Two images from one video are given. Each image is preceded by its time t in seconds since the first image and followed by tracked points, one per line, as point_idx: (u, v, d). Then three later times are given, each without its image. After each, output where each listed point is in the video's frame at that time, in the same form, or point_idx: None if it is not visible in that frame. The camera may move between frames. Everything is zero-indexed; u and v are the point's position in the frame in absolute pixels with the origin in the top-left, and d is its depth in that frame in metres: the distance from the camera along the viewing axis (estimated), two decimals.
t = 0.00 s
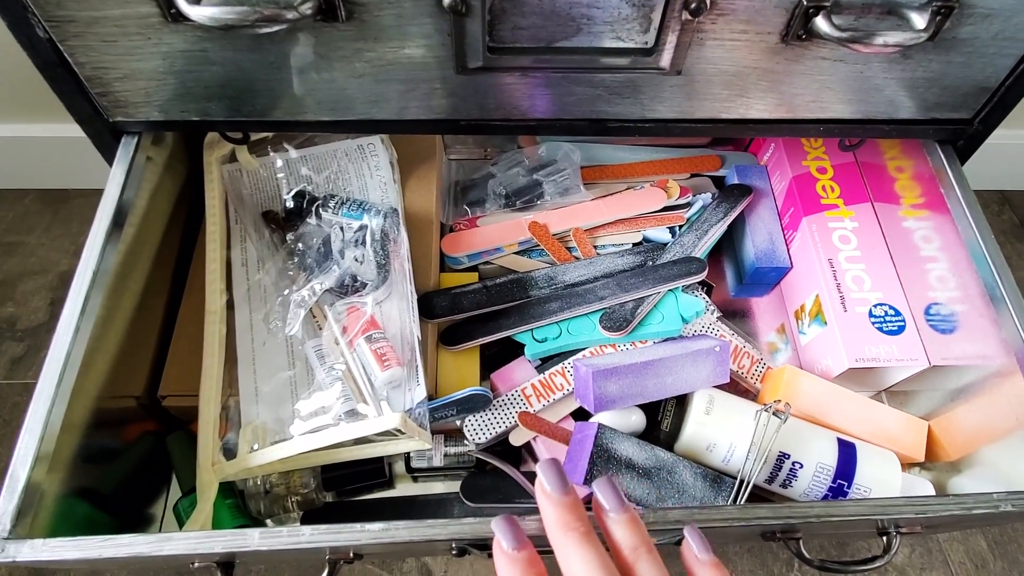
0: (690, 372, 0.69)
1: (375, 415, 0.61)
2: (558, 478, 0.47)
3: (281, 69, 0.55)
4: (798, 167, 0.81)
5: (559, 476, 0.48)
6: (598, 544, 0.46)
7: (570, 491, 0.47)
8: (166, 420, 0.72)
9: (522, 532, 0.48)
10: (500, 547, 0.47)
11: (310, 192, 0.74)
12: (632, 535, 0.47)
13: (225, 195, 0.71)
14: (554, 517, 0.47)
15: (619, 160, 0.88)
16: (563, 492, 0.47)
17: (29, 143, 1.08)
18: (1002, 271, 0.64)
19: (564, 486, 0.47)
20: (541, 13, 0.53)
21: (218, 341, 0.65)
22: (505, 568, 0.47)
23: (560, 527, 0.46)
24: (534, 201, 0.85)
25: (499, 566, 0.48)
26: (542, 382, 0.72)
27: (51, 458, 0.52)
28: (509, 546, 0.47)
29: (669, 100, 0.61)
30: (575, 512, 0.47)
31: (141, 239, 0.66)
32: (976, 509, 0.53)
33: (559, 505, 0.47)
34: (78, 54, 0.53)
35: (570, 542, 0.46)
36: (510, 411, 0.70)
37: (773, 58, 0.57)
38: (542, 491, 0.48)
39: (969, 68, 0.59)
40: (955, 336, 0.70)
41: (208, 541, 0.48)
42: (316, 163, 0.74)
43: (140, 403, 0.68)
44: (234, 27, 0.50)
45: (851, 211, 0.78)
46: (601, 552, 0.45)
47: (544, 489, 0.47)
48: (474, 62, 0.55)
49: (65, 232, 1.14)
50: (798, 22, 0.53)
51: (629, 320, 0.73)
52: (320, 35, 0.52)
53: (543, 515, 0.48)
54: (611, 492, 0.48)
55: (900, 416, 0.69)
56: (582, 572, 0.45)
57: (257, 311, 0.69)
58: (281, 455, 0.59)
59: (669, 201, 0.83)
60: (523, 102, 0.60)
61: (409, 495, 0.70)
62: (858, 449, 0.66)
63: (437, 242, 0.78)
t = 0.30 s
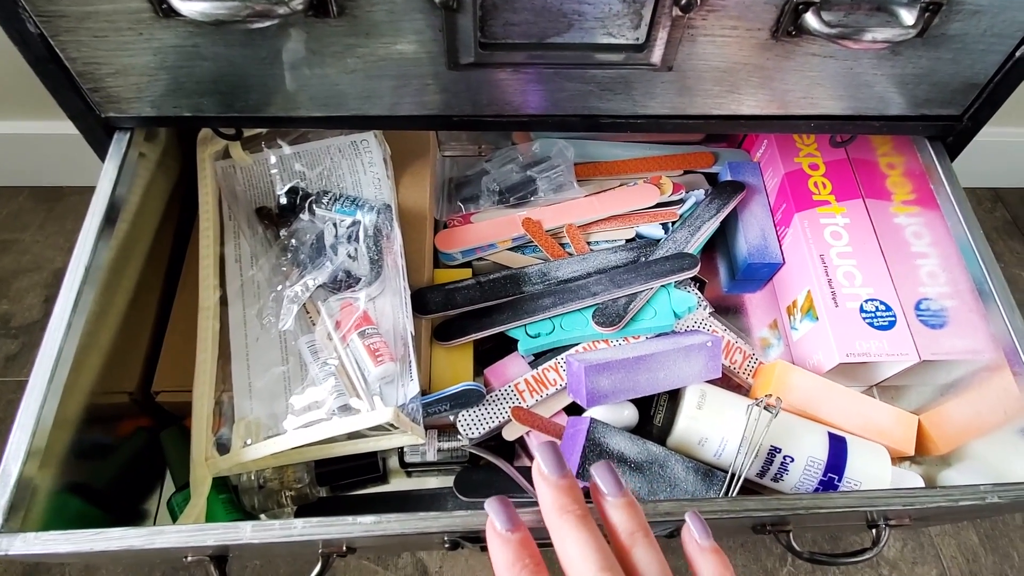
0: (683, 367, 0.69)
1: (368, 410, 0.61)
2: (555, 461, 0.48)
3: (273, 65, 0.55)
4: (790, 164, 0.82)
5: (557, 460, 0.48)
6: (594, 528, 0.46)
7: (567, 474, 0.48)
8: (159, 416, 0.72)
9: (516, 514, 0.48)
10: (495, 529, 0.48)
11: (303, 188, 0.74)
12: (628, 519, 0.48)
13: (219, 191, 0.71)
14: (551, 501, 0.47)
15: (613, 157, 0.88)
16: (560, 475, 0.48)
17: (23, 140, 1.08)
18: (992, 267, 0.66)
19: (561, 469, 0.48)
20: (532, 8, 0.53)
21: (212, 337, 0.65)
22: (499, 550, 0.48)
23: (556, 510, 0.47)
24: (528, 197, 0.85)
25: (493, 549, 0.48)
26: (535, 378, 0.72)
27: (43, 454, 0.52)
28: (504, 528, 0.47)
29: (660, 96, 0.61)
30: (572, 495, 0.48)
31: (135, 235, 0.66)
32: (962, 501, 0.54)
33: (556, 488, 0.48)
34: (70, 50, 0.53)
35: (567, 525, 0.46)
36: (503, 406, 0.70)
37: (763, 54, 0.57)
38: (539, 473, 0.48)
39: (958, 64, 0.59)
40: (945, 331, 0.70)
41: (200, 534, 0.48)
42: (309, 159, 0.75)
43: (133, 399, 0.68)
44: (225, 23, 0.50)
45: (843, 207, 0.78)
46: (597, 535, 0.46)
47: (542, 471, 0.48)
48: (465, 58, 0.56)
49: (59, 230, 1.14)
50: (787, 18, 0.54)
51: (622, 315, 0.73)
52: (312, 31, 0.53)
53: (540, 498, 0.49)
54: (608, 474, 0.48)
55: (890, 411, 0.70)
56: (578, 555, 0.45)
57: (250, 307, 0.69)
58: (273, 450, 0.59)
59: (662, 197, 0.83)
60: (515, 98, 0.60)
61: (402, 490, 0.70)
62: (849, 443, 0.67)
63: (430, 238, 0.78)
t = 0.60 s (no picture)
0: (678, 363, 0.70)
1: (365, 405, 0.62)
2: (560, 449, 0.49)
3: (270, 63, 0.55)
4: (784, 162, 0.82)
5: (562, 449, 0.49)
6: (597, 517, 0.47)
7: (572, 463, 0.49)
8: (156, 412, 0.72)
9: (519, 502, 0.49)
10: (497, 515, 0.48)
11: (300, 185, 0.74)
12: (631, 510, 0.48)
13: (216, 189, 0.72)
14: (555, 489, 0.48)
15: (609, 155, 0.89)
16: (565, 464, 0.48)
17: (21, 139, 1.08)
18: (983, 264, 0.66)
19: (565, 457, 0.49)
20: (528, 7, 0.54)
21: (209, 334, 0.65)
22: (501, 536, 0.48)
23: (559, 498, 0.47)
24: (524, 195, 0.85)
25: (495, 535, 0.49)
26: (531, 374, 0.72)
27: (42, 449, 0.52)
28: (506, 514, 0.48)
29: (655, 94, 0.61)
30: (576, 484, 0.48)
31: (133, 231, 0.67)
32: (952, 493, 0.54)
33: (560, 476, 0.48)
34: (68, 47, 0.53)
35: (570, 513, 0.47)
36: (499, 402, 0.71)
37: (756, 52, 0.57)
38: (544, 461, 0.49)
39: (949, 62, 0.60)
40: (938, 327, 0.70)
41: (198, 528, 0.49)
42: (306, 157, 0.75)
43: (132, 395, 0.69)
44: (222, 21, 0.51)
45: (836, 205, 0.79)
46: (599, 525, 0.46)
47: (547, 460, 0.49)
48: (461, 56, 0.56)
49: (56, 229, 1.14)
50: (780, 17, 0.54)
51: (617, 312, 0.74)
52: (309, 29, 0.53)
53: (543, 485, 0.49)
54: (612, 465, 0.49)
55: (883, 406, 0.70)
56: (580, 543, 0.46)
57: (248, 303, 0.69)
58: (271, 445, 0.59)
59: (658, 195, 0.83)
60: (511, 96, 0.60)
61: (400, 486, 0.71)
62: (842, 438, 0.67)
63: (427, 235, 0.79)
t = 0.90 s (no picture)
0: (671, 363, 0.71)
1: (363, 404, 0.63)
2: (541, 435, 0.46)
3: (269, 68, 0.56)
4: (776, 164, 0.83)
5: (544, 433, 0.46)
6: (586, 504, 0.44)
7: (554, 448, 0.46)
8: (156, 412, 0.73)
9: (508, 488, 0.46)
10: (485, 503, 0.45)
11: (298, 188, 0.75)
12: (622, 494, 0.46)
13: (215, 191, 0.73)
14: (539, 477, 0.45)
15: (604, 157, 0.90)
16: (547, 450, 0.45)
17: (20, 142, 1.09)
18: (970, 266, 0.67)
19: (547, 443, 0.46)
20: (523, 13, 0.56)
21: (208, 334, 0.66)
22: (491, 526, 0.44)
23: (544, 487, 0.44)
24: (520, 197, 0.86)
25: (482, 527, 0.45)
26: (527, 374, 0.73)
27: (44, 449, 0.53)
28: (496, 502, 0.44)
29: (647, 98, 0.62)
30: (560, 470, 0.45)
31: (133, 233, 0.68)
32: (938, 489, 0.55)
33: (544, 463, 0.45)
34: (69, 53, 0.54)
35: (558, 502, 0.44)
36: (495, 401, 0.72)
37: (747, 57, 0.58)
38: (525, 447, 0.46)
39: (936, 67, 0.61)
40: (927, 326, 0.71)
41: (198, 525, 0.50)
42: (304, 159, 0.76)
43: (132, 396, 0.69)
44: (222, 27, 0.52)
45: (828, 206, 0.80)
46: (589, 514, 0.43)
47: (528, 447, 0.45)
48: (456, 61, 0.57)
49: (55, 230, 1.15)
50: (769, 23, 0.55)
51: (612, 312, 0.75)
52: (307, 35, 0.54)
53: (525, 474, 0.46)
54: (600, 447, 0.48)
55: (873, 404, 0.71)
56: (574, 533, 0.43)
57: (247, 305, 0.70)
58: (268, 445, 0.61)
59: (652, 197, 0.85)
60: (506, 100, 0.61)
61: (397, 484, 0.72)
62: (832, 436, 0.69)
63: (424, 237, 0.80)
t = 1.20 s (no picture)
0: (669, 362, 0.70)
1: (359, 405, 0.62)
2: (514, 450, 0.42)
3: (264, 65, 0.56)
4: (775, 162, 0.83)
5: (513, 446, 0.42)
6: (574, 527, 0.40)
7: (531, 465, 0.42)
8: (151, 413, 0.72)
9: (488, 512, 0.42)
10: (462, 533, 0.42)
11: (294, 187, 0.75)
12: (611, 504, 0.43)
13: (210, 190, 0.73)
14: (519, 500, 0.41)
15: (602, 156, 0.89)
16: (524, 467, 0.42)
17: (14, 142, 1.09)
18: (971, 264, 0.67)
19: (522, 460, 0.42)
20: (518, 9, 0.54)
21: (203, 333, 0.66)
22: (472, 559, 0.41)
23: (524, 511, 0.41)
24: (517, 196, 0.86)
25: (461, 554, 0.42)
26: (525, 373, 0.73)
27: (36, 450, 0.52)
28: (477, 532, 0.41)
29: (646, 95, 0.62)
30: (542, 489, 0.41)
31: (127, 233, 0.67)
32: (940, 489, 0.55)
33: (522, 483, 0.41)
34: (62, 50, 0.54)
35: (546, 528, 0.40)
36: (493, 401, 0.72)
37: (745, 53, 0.58)
38: (495, 465, 0.42)
39: (935, 63, 0.61)
40: (927, 325, 0.71)
41: (192, 527, 0.49)
42: (300, 158, 0.75)
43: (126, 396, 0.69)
44: (216, 23, 0.51)
45: (827, 205, 0.79)
46: (581, 538, 0.39)
47: (501, 466, 0.42)
48: (453, 58, 0.56)
49: (49, 232, 1.14)
50: (768, 19, 0.55)
51: (610, 312, 0.75)
52: (302, 32, 0.53)
53: (501, 496, 0.42)
54: (580, 452, 0.44)
55: (873, 404, 0.71)
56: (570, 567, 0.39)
57: (242, 304, 0.70)
58: (264, 445, 0.60)
59: (650, 195, 0.84)
60: (503, 97, 0.61)
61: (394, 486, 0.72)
62: (832, 436, 0.68)
63: (421, 236, 0.79)
